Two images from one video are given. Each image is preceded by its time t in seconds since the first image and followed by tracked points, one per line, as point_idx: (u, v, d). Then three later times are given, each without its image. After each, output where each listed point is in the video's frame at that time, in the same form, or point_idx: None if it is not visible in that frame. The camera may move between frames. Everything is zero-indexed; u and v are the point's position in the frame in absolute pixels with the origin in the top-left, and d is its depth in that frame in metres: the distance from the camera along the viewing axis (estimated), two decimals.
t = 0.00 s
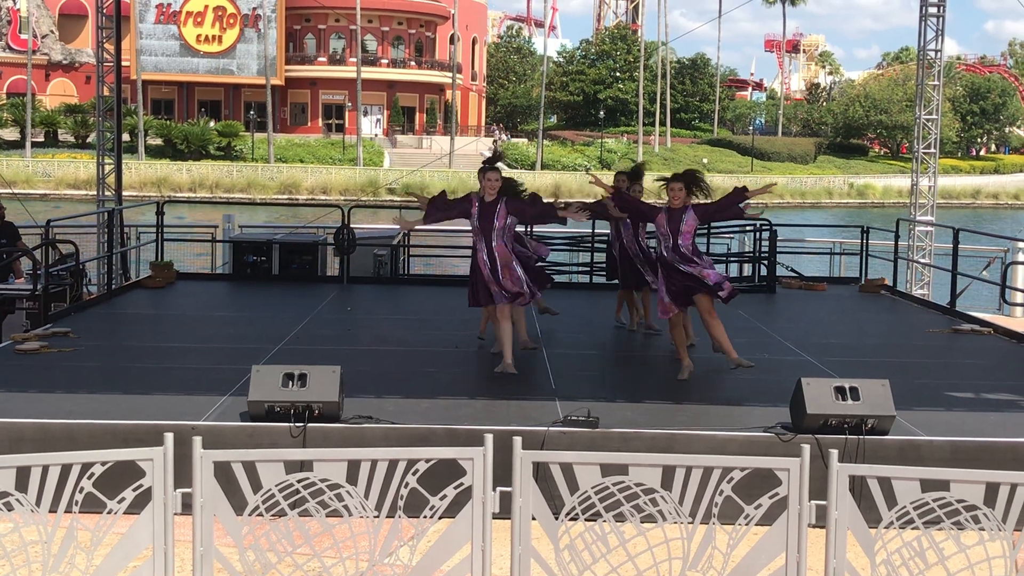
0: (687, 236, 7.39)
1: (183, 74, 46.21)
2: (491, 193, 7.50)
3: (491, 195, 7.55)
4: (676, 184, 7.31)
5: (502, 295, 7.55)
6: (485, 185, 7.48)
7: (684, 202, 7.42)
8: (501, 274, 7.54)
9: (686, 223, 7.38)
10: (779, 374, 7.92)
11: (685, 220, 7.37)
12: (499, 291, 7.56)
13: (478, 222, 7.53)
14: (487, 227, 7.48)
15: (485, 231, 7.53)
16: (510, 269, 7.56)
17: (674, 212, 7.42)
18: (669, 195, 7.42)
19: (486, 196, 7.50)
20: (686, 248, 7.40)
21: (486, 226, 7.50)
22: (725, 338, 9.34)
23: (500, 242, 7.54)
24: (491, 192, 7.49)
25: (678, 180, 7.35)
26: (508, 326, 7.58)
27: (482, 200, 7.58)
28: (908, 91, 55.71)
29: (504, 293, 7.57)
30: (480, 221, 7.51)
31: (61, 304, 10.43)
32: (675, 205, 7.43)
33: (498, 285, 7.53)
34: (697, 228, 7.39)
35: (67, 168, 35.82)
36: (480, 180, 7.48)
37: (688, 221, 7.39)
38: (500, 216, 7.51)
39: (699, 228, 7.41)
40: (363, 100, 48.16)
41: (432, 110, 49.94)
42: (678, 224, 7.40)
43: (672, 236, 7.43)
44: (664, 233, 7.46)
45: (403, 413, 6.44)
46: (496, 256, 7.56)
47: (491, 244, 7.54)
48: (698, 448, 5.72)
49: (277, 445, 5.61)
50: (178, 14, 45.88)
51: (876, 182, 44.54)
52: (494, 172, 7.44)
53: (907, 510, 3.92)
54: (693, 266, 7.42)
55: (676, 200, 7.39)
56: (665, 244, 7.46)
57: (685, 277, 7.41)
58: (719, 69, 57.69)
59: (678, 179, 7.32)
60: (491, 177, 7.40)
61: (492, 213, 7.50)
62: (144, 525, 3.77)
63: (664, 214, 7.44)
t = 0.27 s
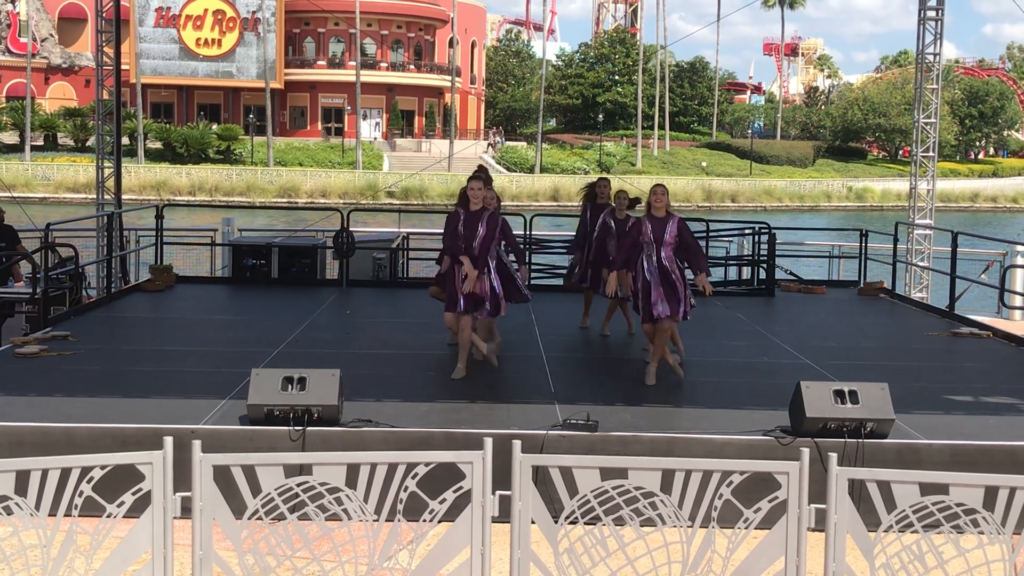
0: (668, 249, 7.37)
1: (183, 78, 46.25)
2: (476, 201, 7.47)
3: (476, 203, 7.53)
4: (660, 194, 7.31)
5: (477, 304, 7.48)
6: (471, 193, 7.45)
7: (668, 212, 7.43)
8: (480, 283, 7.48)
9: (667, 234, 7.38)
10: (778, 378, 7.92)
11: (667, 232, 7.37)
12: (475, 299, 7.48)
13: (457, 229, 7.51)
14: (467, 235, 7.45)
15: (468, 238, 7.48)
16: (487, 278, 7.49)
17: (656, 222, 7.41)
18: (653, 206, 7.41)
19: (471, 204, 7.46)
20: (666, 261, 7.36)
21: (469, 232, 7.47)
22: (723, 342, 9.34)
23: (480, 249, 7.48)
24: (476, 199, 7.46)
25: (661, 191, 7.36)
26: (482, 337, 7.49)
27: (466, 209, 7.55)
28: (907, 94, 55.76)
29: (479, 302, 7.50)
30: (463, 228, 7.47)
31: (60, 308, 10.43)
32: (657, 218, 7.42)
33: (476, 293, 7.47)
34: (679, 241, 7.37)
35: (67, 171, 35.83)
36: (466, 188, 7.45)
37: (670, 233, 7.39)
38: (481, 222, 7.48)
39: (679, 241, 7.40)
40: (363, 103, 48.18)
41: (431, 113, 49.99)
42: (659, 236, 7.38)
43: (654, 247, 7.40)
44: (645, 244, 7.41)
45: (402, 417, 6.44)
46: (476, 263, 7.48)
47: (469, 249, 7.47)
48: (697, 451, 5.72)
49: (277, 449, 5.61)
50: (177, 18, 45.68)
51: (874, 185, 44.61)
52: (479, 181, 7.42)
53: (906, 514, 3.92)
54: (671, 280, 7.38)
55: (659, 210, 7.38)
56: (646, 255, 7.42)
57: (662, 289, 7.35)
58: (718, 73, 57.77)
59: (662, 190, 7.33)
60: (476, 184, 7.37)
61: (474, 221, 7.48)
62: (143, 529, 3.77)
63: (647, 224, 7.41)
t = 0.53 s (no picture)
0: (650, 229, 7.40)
1: (185, 79, 46.30)
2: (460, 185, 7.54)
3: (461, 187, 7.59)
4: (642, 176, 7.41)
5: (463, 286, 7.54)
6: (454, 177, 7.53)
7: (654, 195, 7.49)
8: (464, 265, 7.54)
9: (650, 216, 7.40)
10: (780, 379, 7.91)
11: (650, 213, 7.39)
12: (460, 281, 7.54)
13: (445, 206, 7.61)
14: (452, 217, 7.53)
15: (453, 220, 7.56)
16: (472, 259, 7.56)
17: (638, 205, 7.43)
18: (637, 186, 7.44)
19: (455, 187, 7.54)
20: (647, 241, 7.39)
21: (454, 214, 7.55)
22: (724, 343, 9.33)
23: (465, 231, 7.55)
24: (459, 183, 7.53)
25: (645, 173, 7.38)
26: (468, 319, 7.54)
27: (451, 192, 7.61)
28: (908, 95, 55.74)
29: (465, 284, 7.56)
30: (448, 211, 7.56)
31: (62, 309, 10.43)
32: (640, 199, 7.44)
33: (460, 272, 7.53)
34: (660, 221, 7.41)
35: (68, 172, 35.84)
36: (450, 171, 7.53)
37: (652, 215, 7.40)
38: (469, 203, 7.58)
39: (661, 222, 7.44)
40: (364, 104, 48.18)
41: (432, 114, 50.01)
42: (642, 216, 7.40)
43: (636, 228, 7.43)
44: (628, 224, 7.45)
45: (403, 418, 6.44)
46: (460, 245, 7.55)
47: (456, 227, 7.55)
48: (698, 453, 5.71)
49: (278, 450, 5.61)
50: (179, 19, 45.83)
51: (876, 186, 44.59)
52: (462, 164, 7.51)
53: (908, 516, 3.91)
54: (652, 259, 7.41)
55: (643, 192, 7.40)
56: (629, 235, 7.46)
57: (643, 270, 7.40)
58: (719, 74, 57.78)
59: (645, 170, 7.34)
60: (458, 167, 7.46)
61: (458, 203, 7.55)
62: (145, 530, 3.77)
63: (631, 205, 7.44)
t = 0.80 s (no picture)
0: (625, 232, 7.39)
1: (187, 75, 46.27)
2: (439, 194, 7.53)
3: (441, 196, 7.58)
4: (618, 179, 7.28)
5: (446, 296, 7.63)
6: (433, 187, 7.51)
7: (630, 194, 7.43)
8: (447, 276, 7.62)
9: (626, 218, 7.38)
10: (783, 377, 7.89)
11: (626, 215, 7.38)
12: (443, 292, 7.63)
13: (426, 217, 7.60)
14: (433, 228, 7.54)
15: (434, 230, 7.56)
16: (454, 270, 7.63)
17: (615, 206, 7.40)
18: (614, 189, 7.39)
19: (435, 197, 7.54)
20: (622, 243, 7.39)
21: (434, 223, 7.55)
22: (728, 341, 9.31)
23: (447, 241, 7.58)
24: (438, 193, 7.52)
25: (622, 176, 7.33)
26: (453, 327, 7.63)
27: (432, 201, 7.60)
28: (912, 92, 55.63)
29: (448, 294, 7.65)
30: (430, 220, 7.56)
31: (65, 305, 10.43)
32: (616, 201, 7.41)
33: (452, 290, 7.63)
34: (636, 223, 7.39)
35: (71, 168, 35.84)
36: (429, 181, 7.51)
37: (628, 217, 7.40)
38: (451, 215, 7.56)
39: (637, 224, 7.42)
40: (367, 101, 48.15)
41: (435, 110, 49.96)
42: (618, 219, 7.38)
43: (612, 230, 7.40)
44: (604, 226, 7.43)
45: (405, 414, 6.43)
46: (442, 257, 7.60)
47: (437, 243, 7.58)
48: (701, 450, 5.70)
49: (281, 446, 5.61)
50: (182, 15, 45.99)
51: (879, 183, 44.52)
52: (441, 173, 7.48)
53: (912, 513, 3.90)
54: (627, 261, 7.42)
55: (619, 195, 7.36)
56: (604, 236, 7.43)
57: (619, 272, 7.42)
58: (722, 71, 57.71)
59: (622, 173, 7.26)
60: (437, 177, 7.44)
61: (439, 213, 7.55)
62: (148, 525, 3.76)
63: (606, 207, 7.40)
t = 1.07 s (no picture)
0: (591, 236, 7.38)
1: (192, 69, 46.25)
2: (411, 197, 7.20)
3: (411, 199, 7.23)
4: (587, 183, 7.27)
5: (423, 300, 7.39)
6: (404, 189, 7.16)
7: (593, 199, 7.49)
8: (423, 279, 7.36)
9: (591, 223, 7.38)
10: (787, 373, 7.89)
11: (591, 219, 7.37)
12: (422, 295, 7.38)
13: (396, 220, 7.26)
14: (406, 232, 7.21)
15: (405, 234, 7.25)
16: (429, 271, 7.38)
17: (580, 210, 7.42)
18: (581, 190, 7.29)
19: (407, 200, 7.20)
20: (587, 246, 7.37)
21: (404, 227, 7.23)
22: (731, 336, 9.31)
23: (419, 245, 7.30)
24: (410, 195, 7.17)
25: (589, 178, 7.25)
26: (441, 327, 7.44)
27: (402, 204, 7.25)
28: (916, 88, 55.56)
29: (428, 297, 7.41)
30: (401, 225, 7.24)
31: (69, 299, 10.43)
32: (581, 204, 7.39)
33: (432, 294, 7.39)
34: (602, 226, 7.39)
35: (75, 163, 35.84)
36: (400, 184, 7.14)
37: (594, 221, 7.39)
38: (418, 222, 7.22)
39: (604, 228, 7.42)
40: (371, 96, 48.14)
41: (439, 105, 49.94)
42: (583, 223, 7.38)
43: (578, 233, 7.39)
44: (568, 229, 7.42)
45: (410, 409, 6.44)
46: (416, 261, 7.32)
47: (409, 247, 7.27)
48: (706, 445, 5.70)
49: (285, 441, 5.61)
50: (186, 10, 45.95)
51: (883, 178, 44.47)
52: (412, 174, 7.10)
53: (916, 508, 3.90)
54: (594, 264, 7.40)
55: (585, 197, 7.30)
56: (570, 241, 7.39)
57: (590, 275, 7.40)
58: (726, 66, 57.68)
59: (590, 177, 7.22)
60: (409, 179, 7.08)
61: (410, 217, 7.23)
62: (152, 519, 3.76)
63: (571, 211, 7.42)
